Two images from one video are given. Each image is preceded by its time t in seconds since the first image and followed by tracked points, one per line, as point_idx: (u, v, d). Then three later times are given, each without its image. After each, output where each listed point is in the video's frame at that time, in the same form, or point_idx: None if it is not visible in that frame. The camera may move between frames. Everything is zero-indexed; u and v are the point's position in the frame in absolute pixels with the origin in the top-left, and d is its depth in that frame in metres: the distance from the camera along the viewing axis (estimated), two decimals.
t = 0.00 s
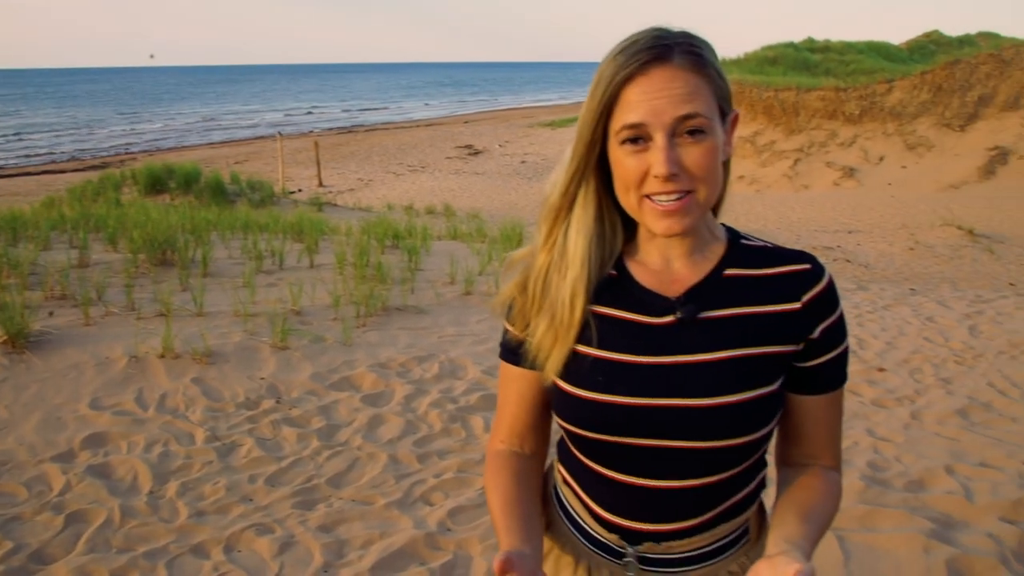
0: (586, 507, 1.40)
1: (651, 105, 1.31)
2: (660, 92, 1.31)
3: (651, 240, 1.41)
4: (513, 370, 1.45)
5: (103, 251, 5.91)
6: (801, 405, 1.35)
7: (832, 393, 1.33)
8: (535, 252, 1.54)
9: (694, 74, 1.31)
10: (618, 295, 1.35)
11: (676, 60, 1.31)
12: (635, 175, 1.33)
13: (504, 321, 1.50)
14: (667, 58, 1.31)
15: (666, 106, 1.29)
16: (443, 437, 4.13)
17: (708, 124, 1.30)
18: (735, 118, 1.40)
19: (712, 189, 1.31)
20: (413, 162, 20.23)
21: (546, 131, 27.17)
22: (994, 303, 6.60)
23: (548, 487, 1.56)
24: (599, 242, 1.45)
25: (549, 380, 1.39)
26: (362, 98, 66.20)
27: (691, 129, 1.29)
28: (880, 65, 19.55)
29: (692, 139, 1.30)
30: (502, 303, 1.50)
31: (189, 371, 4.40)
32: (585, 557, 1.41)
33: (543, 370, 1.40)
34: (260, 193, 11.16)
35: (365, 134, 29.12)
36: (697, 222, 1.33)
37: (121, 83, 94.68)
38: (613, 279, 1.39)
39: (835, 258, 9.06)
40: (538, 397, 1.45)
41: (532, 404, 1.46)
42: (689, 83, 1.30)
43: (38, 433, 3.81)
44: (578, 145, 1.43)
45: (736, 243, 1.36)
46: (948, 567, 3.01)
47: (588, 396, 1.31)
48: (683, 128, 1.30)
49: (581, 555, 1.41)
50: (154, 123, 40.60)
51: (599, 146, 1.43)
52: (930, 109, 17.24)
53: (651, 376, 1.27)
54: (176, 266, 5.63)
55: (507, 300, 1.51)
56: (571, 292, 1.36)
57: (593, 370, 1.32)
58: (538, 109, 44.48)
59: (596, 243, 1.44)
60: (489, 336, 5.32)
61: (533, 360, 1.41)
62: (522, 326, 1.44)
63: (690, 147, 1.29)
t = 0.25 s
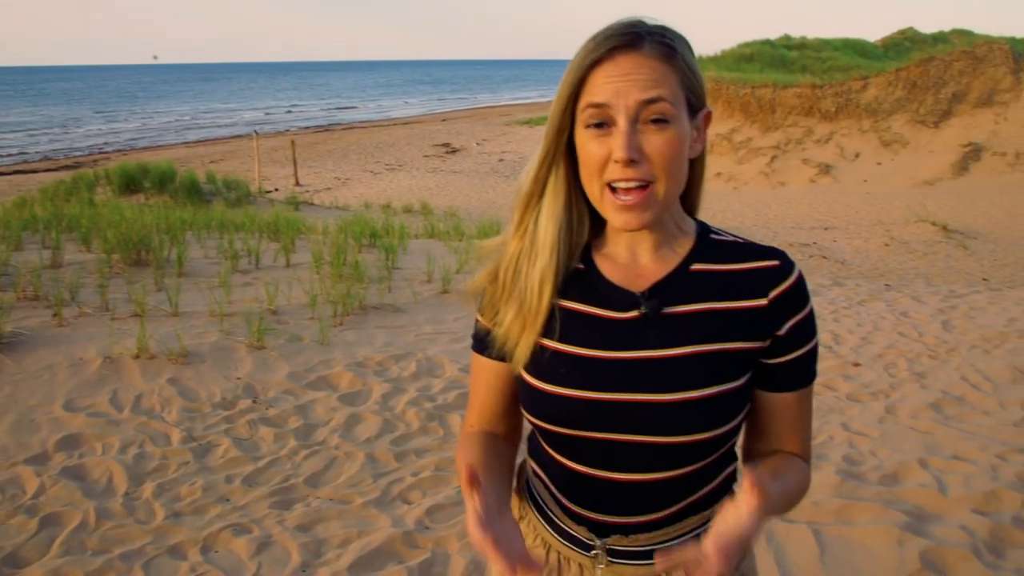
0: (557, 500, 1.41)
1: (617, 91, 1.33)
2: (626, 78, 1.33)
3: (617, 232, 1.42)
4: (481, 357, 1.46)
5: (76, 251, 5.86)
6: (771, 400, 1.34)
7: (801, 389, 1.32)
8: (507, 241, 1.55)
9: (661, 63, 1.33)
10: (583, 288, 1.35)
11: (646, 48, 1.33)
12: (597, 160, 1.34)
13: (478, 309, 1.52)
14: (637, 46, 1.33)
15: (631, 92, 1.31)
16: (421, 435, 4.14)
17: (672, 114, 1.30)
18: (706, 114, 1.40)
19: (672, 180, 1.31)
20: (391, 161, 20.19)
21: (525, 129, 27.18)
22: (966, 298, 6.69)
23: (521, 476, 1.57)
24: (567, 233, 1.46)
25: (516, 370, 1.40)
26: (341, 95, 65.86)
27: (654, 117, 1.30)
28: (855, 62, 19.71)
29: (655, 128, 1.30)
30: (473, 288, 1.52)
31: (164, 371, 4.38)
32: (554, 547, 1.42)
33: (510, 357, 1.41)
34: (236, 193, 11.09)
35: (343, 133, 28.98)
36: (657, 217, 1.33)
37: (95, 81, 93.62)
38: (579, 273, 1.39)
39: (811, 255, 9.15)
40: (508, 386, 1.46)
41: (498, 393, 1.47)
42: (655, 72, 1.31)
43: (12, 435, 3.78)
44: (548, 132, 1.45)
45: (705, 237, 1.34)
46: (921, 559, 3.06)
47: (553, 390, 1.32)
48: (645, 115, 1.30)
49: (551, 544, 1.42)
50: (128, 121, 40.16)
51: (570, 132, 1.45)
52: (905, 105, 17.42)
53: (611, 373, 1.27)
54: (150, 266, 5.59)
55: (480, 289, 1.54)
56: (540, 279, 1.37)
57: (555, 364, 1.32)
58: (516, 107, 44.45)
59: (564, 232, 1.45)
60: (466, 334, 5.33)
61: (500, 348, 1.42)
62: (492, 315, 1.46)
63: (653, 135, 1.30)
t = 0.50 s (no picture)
0: (538, 493, 1.40)
1: (595, 83, 1.32)
2: (604, 70, 1.32)
3: (596, 226, 1.41)
4: (462, 352, 1.46)
5: (54, 252, 5.81)
6: (751, 391, 1.33)
7: (781, 380, 1.31)
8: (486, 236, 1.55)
9: (641, 55, 1.32)
10: (564, 281, 1.35)
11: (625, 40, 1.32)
12: (574, 152, 1.32)
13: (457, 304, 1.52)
14: (616, 38, 1.33)
15: (610, 83, 1.30)
16: (403, 434, 4.13)
17: (651, 105, 1.29)
18: (684, 110, 1.39)
19: (650, 171, 1.30)
20: (372, 159, 20.13)
21: (507, 126, 27.16)
22: (947, 292, 6.75)
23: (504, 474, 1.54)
24: (546, 228, 1.46)
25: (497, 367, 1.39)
26: (323, 93, 65.54)
27: (632, 109, 1.29)
28: (836, 58, 19.83)
29: (634, 120, 1.29)
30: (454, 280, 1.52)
31: (144, 372, 4.35)
32: (534, 541, 1.39)
33: (491, 352, 1.41)
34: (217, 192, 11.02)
35: (325, 131, 28.85)
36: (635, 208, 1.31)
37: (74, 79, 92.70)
38: (559, 266, 1.39)
39: (792, 251, 9.21)
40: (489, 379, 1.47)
41: (483, 387, 1.47)
42: (634, 63, 1.32)
43: None
44: (525, 125, 1.44)
45: (683, 228, 1.34)
46: (902, 552, 3.08)
47: (534, 382, 1.31)
48: (624, 107, 1.30)
49: (532, 538, 1.40)
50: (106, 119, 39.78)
51: (546, 125, 1.44)
52: (886, 101, 17.51)
53: (590, 363, 1.26)
54: (129, 266, 5.55)
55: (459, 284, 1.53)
56: (518, 277, 1.37)
57: (536, 358, 1.31)
58: (499, 105, 44.39)
59: (543, 228, 1.45)
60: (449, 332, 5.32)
61: (480, 343, 1.42)
62: (471, 310, 1.46)
63: (631, 127, 1.29)
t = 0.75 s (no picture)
0: (531, 493, 1.38)
1: (592, 78, 1.31)
2: (600, 64, 1.32)
3: (589, 223, 1.41)
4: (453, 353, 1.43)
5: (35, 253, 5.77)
6: (741, 387, 1.34)
7: (772, 374, 1.33)
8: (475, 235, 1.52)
9: (635, 49, 1.32)
10: (557, 281, 1.33)
11: (619, 35, 1.32)
12: (573, 149, 1.32)
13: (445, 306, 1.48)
14: (610, 32, 1.32)
15: (606, 78, 1.30)
16: (390, 433, 4.12)
17: (647, 99, 1.30)
18: (675, 101, 1.41)
19: (650, 163, 1.31)
20: (357, 158, 20.07)
21: (493, 124, 27.13)
22: (932, 288, 6.79)
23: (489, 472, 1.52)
24: (538, 225, 1.44)
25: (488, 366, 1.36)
26: (309, 92, 65.28)
27: (630, 104, 1.29)
28: (820, 55, 19.91)
29: (632, 114, 1.30)
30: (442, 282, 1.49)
31: (128, 373, 4.33)
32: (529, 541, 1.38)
33: (482, 354, 1.38)
34: (200, 191, 10.96)
35: (310, 130, 28.72)
36: (633, 202, 1.33)
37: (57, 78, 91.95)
38: (551, 264, 1.37)
39: (778, 248, 9.25)
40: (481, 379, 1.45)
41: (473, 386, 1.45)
42: (630, 58, 1.31)
43: None
44: (518, 123, 1.43)
45: (675, 226, 1.34)
46: (889, 546, 3.10)
47: (527, 382, 1.29)
48: (621, 102, 1.30)
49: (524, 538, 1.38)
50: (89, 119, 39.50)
51: (539, 122, 1.43)
52: (870, 98, 17.65)
53: (586, 363, 1.25)
54: (112, 266, 5.51)
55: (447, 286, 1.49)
56: (511, 275, 1.34)
57: (528, 356, 1.30)
58: (486, 103, 44.33)
59: (536, 226, 1.43)
60: (435, 331, 5.32)
61: (473, 345, 1.39)
62: (463, 311, 1.42)
63: (629, 121, 1.29)
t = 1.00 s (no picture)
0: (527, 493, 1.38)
1: (585, 77, 1.28)
2: (594, 62, 1.29)
3: (581, 217, 1.39)
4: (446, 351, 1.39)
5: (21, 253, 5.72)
6: (734, 384, 1.35)
7: (765, 371, 1.33)
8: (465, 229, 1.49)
9: (628, 46, 1.30)
10: (549, 277, 1.32)
11: (613, 33, 1.29)
12: (569, 147, 1.31)
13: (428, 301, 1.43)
14: (602, 29, 1.29)
15: (601, 77, 1.27)
16: (381, 432, 4.11)
17: (641, 96, 1.29)
18: (666, 94, 1.40)
19: (646, 159, 1.31)
20: (346, 156, 20.00)
21: (482, 123, 27.09)
22: (921, 284, 6.82)
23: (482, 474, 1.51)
24: (532, 219, 1.42)
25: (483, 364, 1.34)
26: (297, 90, 65.06)
27: (624, 102, 1.28)
28: (808, 53, 19.96)
29: (626, 111, 1.29)
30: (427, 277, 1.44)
31: (116, 373, 4.30)
32: (528, 543, 1.38)
33: (475, 350, 1.35)
34: (187, 190, 10.91)
35: (299, 129, 28.62)
36: (629, 197, 1.33)
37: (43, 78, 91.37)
38: (544, 260, 1.36)
39: (768, 244, 9.27)
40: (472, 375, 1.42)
41: (451, 384, 1.41)
42: (623, 56, 1.29)
43: None
44: (512, 119, 1.40)
45: (667, 224, 1.34)
46: (880, 541, 3.11)
47: (521, 381, 1.28)
48: (616, 101, 1.28)
49: (524, 538, 1.38)
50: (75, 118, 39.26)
51: (532, 117, 1.40)
52: (859, 95, 17.72)
53: (580, 360, 1.24)
54: (99, 266, 5.47)
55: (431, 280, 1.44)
56: (507, 270, 1.32)
57: (522, 355, 1.29)
58: (476, 101, 44.28)
59: (530, 220, 1.41)
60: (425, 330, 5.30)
61: (463, 343, 1.36)
62: (450, 307, 1.38)
63: (625, 118, 1.28)
